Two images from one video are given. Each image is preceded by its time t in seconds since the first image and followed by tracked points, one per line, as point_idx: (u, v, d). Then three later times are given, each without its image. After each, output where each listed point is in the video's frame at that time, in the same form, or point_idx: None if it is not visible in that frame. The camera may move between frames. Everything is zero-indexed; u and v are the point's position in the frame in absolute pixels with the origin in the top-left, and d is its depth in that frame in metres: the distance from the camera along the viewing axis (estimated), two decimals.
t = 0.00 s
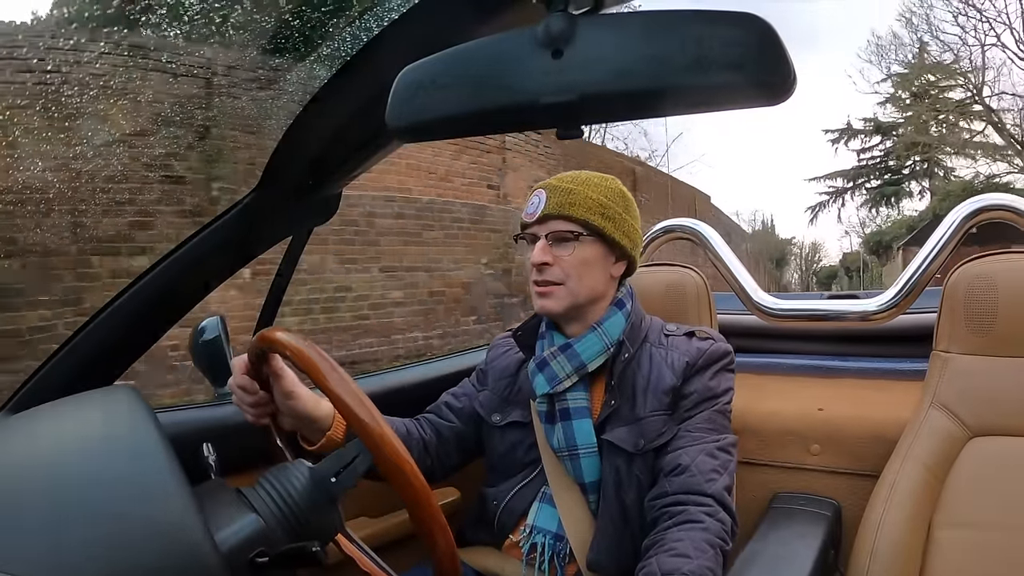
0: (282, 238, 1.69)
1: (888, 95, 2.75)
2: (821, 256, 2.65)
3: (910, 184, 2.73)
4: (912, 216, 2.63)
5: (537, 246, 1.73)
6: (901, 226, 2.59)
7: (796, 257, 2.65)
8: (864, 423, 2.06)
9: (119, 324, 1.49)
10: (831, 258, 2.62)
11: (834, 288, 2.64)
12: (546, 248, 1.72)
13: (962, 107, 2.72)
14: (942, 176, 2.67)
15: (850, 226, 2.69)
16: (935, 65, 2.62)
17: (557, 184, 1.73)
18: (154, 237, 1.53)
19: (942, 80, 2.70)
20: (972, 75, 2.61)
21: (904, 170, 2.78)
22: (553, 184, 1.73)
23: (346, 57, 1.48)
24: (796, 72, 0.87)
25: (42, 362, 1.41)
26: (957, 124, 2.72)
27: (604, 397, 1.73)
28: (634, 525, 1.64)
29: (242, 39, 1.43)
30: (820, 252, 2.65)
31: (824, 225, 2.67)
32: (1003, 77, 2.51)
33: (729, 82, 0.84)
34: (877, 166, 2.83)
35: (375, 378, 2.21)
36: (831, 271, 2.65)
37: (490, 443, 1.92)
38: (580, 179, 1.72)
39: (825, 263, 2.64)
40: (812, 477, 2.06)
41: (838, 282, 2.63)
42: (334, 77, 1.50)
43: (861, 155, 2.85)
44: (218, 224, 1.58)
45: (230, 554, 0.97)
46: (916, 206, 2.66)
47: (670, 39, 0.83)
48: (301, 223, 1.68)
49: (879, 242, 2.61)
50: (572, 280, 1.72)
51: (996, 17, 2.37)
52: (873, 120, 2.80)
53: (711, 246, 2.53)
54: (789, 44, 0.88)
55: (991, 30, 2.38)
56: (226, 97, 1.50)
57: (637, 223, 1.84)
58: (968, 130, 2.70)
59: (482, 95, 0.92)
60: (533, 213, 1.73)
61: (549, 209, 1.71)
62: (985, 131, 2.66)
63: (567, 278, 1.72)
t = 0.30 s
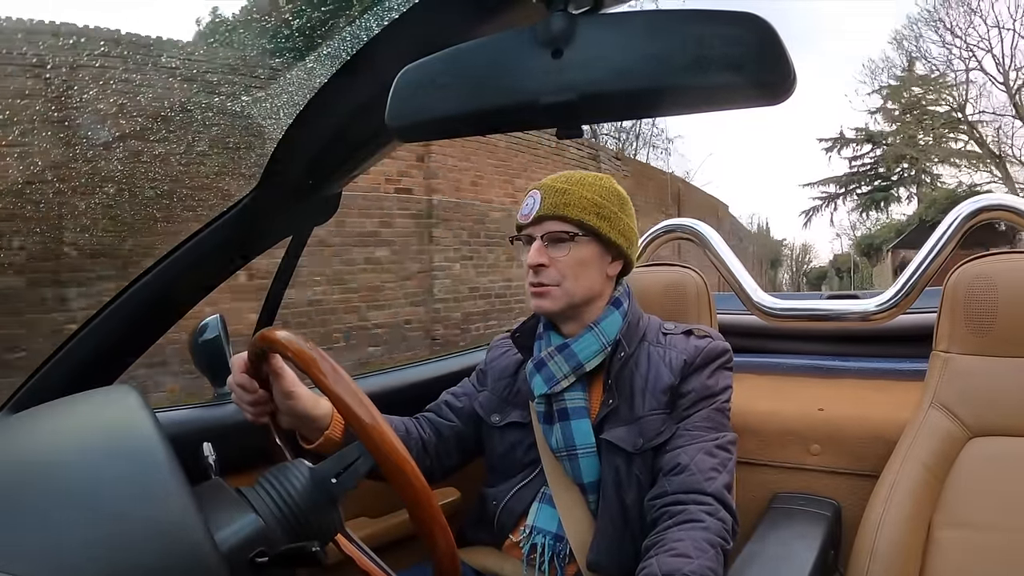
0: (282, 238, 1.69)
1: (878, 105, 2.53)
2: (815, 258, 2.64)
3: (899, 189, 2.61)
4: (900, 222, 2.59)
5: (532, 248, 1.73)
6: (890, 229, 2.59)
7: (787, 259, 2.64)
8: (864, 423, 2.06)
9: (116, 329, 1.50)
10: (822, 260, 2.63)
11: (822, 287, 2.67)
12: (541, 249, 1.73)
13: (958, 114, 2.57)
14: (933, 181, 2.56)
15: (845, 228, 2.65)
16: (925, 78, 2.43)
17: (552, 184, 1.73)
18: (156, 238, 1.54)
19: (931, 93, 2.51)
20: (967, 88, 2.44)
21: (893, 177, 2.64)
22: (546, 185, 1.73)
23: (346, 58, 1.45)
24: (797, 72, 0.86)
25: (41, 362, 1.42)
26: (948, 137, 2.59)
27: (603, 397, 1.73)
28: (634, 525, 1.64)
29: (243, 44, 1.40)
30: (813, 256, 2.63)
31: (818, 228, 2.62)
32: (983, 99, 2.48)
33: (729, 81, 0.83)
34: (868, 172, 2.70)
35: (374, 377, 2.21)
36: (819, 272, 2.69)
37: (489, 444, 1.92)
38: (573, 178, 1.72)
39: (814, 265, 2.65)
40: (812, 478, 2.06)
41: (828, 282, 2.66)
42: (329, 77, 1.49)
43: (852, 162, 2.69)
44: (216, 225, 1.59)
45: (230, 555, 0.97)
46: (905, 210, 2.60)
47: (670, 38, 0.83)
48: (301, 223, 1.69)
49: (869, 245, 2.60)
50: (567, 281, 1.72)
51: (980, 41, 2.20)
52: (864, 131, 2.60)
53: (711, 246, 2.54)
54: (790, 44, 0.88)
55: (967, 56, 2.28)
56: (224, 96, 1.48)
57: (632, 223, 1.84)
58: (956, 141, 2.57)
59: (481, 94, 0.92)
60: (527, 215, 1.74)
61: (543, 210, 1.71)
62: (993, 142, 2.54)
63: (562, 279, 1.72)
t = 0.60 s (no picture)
0: (281, 238, 1.69)
1: (869, 111, 2.20)
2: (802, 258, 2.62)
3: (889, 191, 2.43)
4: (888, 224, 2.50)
5: (554, 241, 1.71)
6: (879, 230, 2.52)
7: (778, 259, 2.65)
8: (864, 423, 2.06)
9: (116, 328, 1.50)
10: (812, 261, 2.63)
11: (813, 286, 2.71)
12: (565, 242, 1.71)
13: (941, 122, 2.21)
14: (920, 185, 2.36)
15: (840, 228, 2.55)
16: (912, 85, 2.13)
17: (573, 179, 1.72)
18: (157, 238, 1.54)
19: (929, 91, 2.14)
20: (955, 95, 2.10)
21: (882, 180, 2.41)
22: (567, 180, 1.72)
23: (344, 58, 1.45)
24: (796, 71, 0.86)
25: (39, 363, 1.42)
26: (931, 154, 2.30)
27: (603, 396, 1.73)
28: (634, 523, 1.64)
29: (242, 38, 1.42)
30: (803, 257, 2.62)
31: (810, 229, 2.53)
32: (967, 112, 2.14)
33: (729, 82, 0.83)
34: (859, 177, 2.44)
35: (373, 377, 2.21)
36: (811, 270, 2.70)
37: (490, 443, 1.92)
38: (590, 176, 1.73)
39: (805, 266, 2.66)
40: (811, 478, 2.06)
41: (818, 282, 2.70)
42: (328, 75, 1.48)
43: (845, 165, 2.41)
44: (216, 225, 1.59)
45: (230, 555, 0.97)
46: (894, 211, 2.45)
47: (668, 39, 0.83)
48: (301, 223, 1.69)
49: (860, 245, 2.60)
50: (592, 275, 1.73)
51: (966, 61, 2.00)
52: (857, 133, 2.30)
53: (711, 245, 2.54)
54: (789, 44, 0.88)
55: (954, 75, 2.05)
56: (223, 96, 1.48)
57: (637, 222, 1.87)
58: (944, 146, 2.26)
59: (481, 92, 0.92)
60: (548, 207, 1.70)
61: (568, 204, 1.70)
62: (972, 145, 2.22)
63: (588, 272, 1.73)
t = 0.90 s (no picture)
0: (282, 238, 1.69)
1: (861, 120, 2.49)
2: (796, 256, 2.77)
3: (880, 197, 2.69)
4: (880, 225, 2.69)
5: (545, 245, 1.72)
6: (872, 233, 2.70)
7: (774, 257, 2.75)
8: (864, 423, 2.06)
9: (116, 329, 1.50)
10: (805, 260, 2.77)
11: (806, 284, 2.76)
12: (555, 246, 1.71)
13: (929, 134, 2.63)
14: (912, 190, 2.64)
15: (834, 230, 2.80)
16: (903, 96, 2.49)
17: (566, 181, 1.72)
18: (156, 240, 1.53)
19: (911, 106, 2.53)
20: (942, 108, 2.51)
21: (874, 185, 2.69)
22: (559, 182, 1.71)
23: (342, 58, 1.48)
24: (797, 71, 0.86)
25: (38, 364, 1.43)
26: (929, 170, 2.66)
27: (604, 397, 1.73)
28: (634, 524, 1.64)
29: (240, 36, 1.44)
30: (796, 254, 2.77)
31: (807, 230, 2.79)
32: (953, 123, 2.56)
33: (729, 81, 0.83)
34: (852, 181, 2.75)
35: (372, 377, 2.21)
36: (803, 270, 2.79)
37: (490, 443, 1.92)
38: (587, 177, 1.73)
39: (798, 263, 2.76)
40: (811, 477, 2.06)
41: (810, 281, 2.78)
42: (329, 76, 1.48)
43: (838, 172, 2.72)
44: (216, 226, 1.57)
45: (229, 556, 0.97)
46: (885, 214, 2.68)
47: (669, 38, 0.83)
48: (301, 224, 1.69)
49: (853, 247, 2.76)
50: (582, 278, 1.72)
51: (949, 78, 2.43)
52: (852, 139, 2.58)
53: (711, 245, 2.54)
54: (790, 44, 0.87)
55: (942, 89, 2.46)
56: (223, 96, 1.48)
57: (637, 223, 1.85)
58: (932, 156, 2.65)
59: (481, 93, 0.92)
60: (539, 211, 1.71)
61: (558, 207, 1.70)
62: (959, 155, 2.66)
63: (578, 276, 1.72)
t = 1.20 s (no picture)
0: (282, 239, 1.69)
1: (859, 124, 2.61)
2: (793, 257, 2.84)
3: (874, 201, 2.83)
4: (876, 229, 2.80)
5: (535, 244, 1.73)
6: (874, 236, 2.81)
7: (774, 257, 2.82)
8: (865, 423, 2.06)
9: (117, 330, 1.49)
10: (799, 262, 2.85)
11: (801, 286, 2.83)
12: (546, 245, 1.72)
13: (922, 141, 2.76)
14: (903, 195, 2.76)
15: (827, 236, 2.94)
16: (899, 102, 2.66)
17: (557, 182, 1.72)
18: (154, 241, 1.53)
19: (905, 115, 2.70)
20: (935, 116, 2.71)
21: (869, 189, 2.82)
22: (550, 182, 1.72)
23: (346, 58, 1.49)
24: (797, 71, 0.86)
25: (42, 361, 1.41)
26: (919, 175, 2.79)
27: (603, 398, 1.74)
28: (633, 524, 1.64)
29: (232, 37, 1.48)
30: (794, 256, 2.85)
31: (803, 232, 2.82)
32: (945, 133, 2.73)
33: (729, 82, 0.83)
34: (848, 185, 2.86)
35: (372, 379, 2.23)
36: (797, 271, 2.86)
37: (490, 442, 1.92)
38: (580, 177, 1.73)
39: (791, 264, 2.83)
40: (811, 478, 2.07)
41: (806, 281, 2.86)
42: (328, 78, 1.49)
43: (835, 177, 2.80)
44: (215, 227, 1.56)
45: (230, 556, 0.97)
46: (879, 217, 2.81)
47: (669, 38, 0.83)
48: (301, 225, 1.69)
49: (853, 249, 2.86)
50: (571, 277, 1.72)
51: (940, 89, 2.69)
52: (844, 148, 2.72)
53: (711, 246, 2.54)
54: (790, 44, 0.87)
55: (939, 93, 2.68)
56: (223, 96, 1.51)
57: (635, 223, 1.84)
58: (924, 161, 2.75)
59: (481, 93, 0.92)
60: (532, 211, 1.73)
61: (548, 207, 1.70)
62: (948, 161, 2.70)
63: (566, 275, 1.72)
